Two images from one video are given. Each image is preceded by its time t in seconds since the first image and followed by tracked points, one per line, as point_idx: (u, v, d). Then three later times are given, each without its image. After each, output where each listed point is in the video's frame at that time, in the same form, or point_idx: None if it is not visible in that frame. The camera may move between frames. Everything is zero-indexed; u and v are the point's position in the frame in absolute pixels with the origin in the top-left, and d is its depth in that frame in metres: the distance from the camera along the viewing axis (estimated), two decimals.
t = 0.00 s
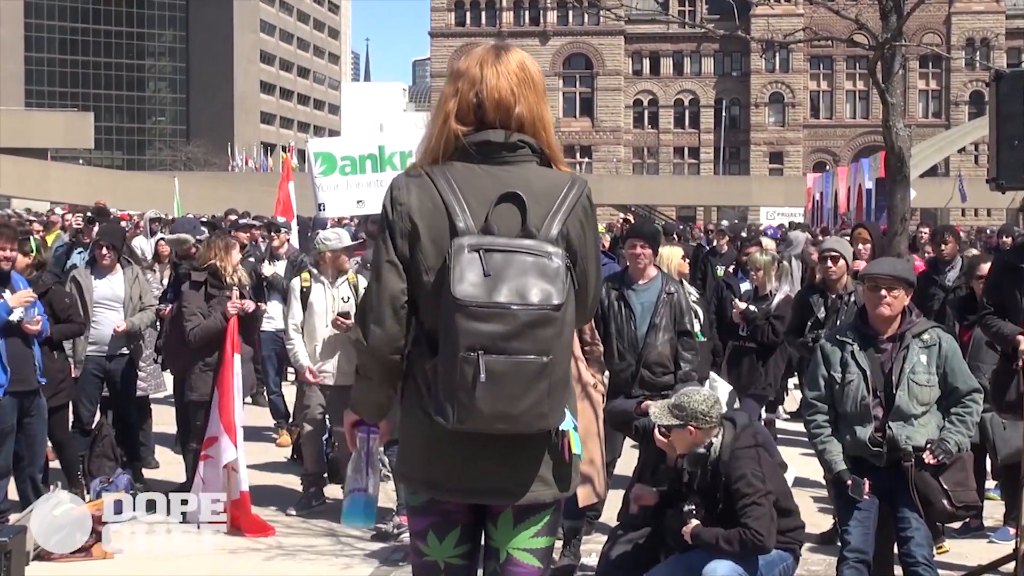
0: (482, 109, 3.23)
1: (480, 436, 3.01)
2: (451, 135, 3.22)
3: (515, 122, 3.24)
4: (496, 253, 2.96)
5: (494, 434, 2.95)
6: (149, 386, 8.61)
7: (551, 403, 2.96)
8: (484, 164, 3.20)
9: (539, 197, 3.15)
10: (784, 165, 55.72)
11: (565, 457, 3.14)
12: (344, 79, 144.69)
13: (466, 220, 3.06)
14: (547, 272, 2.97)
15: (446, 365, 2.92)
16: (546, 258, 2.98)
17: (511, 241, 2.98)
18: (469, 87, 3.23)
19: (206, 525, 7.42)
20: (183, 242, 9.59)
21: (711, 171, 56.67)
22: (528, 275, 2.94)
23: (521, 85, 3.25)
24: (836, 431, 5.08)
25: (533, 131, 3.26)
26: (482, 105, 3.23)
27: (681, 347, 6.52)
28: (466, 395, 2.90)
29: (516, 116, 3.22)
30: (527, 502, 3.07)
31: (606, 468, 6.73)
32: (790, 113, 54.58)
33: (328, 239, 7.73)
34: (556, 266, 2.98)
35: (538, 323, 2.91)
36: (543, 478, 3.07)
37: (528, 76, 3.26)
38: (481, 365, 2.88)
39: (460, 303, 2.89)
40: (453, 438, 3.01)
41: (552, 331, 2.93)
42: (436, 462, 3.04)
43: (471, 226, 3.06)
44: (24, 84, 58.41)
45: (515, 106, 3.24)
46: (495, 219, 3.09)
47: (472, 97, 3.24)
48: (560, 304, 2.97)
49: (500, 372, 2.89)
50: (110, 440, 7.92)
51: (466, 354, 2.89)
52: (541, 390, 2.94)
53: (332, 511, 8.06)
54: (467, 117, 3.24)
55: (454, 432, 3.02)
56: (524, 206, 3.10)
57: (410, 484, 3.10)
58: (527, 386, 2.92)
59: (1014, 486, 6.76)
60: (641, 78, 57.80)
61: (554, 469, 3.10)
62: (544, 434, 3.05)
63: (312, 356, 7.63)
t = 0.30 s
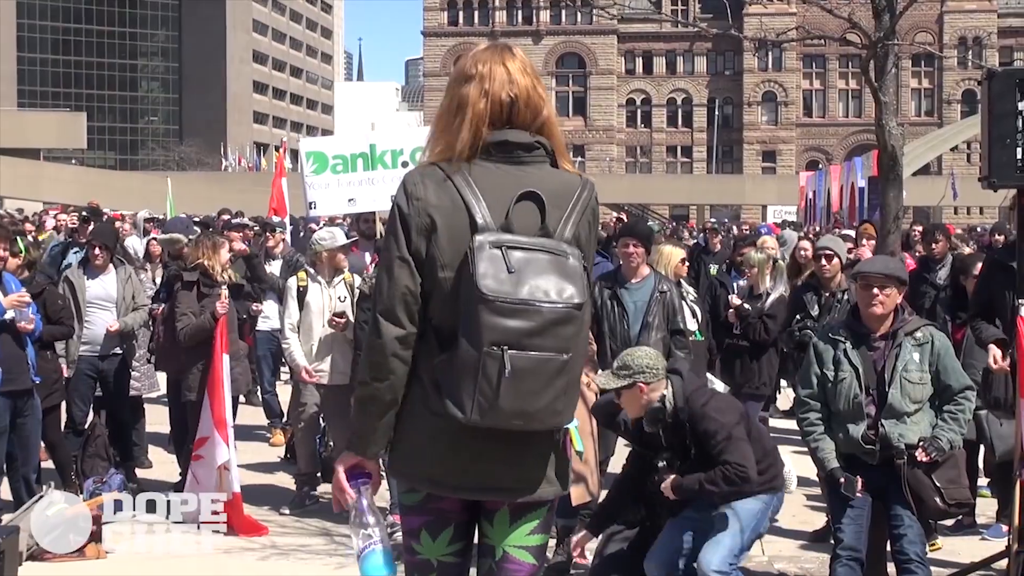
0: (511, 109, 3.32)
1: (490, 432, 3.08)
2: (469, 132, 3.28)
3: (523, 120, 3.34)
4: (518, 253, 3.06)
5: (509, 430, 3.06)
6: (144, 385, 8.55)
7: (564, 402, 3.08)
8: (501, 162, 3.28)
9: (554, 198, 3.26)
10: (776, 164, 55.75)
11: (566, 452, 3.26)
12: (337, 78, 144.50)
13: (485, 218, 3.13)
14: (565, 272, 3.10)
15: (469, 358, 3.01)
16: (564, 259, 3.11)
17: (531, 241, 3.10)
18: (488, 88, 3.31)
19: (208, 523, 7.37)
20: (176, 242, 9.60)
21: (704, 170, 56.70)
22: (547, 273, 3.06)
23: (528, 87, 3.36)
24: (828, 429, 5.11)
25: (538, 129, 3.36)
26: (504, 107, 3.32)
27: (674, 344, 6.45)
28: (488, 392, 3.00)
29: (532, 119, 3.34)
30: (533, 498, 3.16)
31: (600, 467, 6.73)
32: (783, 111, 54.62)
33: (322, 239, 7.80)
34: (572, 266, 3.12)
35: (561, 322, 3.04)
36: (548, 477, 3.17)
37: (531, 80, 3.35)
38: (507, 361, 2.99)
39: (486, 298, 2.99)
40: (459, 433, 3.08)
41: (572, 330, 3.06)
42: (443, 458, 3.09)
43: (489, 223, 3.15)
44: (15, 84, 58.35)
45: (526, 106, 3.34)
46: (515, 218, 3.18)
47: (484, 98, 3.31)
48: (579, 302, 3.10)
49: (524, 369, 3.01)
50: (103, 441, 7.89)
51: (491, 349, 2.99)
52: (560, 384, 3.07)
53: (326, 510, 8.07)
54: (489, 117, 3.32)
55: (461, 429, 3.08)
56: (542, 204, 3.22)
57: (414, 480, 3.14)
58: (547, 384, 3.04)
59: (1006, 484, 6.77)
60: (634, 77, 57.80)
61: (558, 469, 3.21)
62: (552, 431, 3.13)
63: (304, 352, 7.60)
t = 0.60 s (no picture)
0: (491, 107, 3.39)
1: (479, 429, 3.19)
2: (451, 129, 3.34)
3: (501, 119, 3.42)
4: (516, 250, 3.19)
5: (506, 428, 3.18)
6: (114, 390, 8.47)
7: (553, 398, 3.19)
8: (489, 162, 3.36)
9: (540, 199, 3.40)
10: (749, 162, 55.92)
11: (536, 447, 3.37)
12: (310, 80, 144.17)
13: (479, 219, 3.23)
14: (560, 271, 3.24)
15: (475, 355, 3.11)
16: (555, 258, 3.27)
17: (520, 240, 3.21)
18: (467, 86, 3.36)
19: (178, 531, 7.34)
20: (148, 246, 9.58)
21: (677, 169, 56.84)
22: (544, 274, 3.19)
23: (499, 84, 3.42)
24: (801, 426, 5.11)
25: (510, 127, 3.44)
26: (485, 105, 3.39)
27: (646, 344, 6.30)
28: (496, 393, 3.11)
29: (511, 119, 3.43)
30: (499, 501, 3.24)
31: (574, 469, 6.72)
32: (756, 110, 54.81)
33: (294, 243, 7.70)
34: (562, 262, 3.27)
35: (563, 317, 3.18)
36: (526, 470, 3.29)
37: (499, 80, 3.42)
38: (517, 357, 3.10)
39: (493, 295, 3.09)
40: (452, 435, 3.18)
41: (566, 326, 3.19)
42: (434, 457, 3.17)
43: (483, 221, 3.23)
44: None
45: (502, 105, 3.41)
46: (508, 215, 3.30)
47: (458, 95, 3.37)
48: (570, 300, 3.24)
49: (532, 362, 3.14)
50: (76, 446, 7.87)
51: (500, 347, 3.10)
52: (557, 378, 3.20)
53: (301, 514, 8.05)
54: (470, 114, 3.37)
55: (456, 428, 3.18)
56: (530, 205, 3.35)
57: (401, 480, 3.17)
58: (545, 382, 3.17)
59: (979, 480, 6.83)
60: (607, 76, 57.88)
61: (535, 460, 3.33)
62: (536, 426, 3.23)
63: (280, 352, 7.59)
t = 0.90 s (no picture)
0: (462, 100, 3.40)
1: (461, 425, 3.19)
2: (429, 125, 3.35)
3: (476, 119, 3.43)
4: (501, 247, 3.22)
5: (493, 425, 3.20)
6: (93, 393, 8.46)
7: (535, 393, 3.21)
8: (469, 161, 3.39)
9: (520, 195, 3.43)
10: (731, 160, 56.02)
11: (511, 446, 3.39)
12: (293, 80, 144.02)
13: (463, 216, 3.23)
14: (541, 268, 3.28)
15: (466, 350, 3.12)
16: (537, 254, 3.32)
17: (506, 238, 3.24)
18: (444, 80, 3.37)
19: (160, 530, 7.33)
20: (128, 246, 9.59)
21: (660, 166, 56.92)
22: (531, 273, 3.22)
23: (471, 82, 3.43)
24: (783, 424, 5.12)
25: (484, 126, 3.45)
26: (459, 101, 3.39)
27: (631, 342, 6.24)
28: (488, 391, 3.14)
29: (485, 117, 3.43)
30: (470, 498, 3.25)
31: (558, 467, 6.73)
32: (738, 108, 54.94)
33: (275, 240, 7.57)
34: (544, 260, 3.31)
35: (549, 313, 3.22)
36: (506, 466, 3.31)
37: (472, 79, 3.43)
38: (509, 352, 3.13)
39: (483, 290, 3.11)
40: (439, 433, 3.18)
41: (552, 320, 3.23)
42: (416, 455, 3.17)
43: (468, 219, 3.24)
44: None
45: (474, 103, 3.42)
46: (490, 211, 3.33)
47: (433, 91, 3.37)
48: (553, 295, 3.27)
49: (522, 358, 3.16)
50: (59, 447, 7.85)
51: (492, 344, 3.12)
52: (542, 374, 3.23)
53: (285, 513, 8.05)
54: (448, 108, 3.38)
55: (441, 423, 3.18)
56: (511, 203, 3.38)
57: (389, 478, 3.16)
58: (531, 376, 3.20)
59: (961, 475, 6.85)
60: (589, 75, 57.94)
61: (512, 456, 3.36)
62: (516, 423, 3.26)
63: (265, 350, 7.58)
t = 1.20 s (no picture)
0: (434, 76, 3.36)
1: (432, 404, 3.17)
2: (401, 104, 3.32)
3: (448, 98, 3.40)
4: (473, 228, 3.20)
5: (465, 404, 3.20)
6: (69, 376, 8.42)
7: (507, 373, 3.20)
8: (443, 141, 3.37)
9: (491, 177, 3.41)
10: (709, 141, 56.08)
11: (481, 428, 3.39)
12: (268, 62, 143.49)
13: (434, 196, 3.22)
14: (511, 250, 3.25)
15: (440, 330, 3.11)
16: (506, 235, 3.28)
17: (479, 219, 3.23)
18: (417, 59, 3.34)
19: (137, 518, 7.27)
20: (103, 229, 9.55)
21: (638, 147, 57.00)
22: (505, 252, 3.22)
23: (443, 61, 3.40)
24: (759, 403, 5.13)
25: (456, 106, 3.42)
26: (431, 79, 3.36)
27: (609, 323, 6.26)
28: (463, 371, 3.13)
29: (458, 97, 3.41)
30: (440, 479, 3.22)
31: (535, 447, 6.73)
32: (715, 89, 54.98)
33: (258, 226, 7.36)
34: (515, 240, 3.31)
35: (522, 293, 3.21)
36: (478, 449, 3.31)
37: (445, 56, 3.40)
38: (482, 331, 3.13)
39: (456, 270, 3.10)
40: (411, 410, 3.16)
41: (524, 302, 3.22)
42: (385, 436, 3.14)
43: (440, 199, 3.23)
44: None
45: (447, 81, 3.40)
46: (462, 190, 3.31)
47: (404, 68, 3.35)
48: (526, 275, 3.27)
49: (493, 338, 3.15)
50: (34, 431, 7.83)
51: (466, 322, 3.11)
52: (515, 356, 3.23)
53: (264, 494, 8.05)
54: (424, 88, 3.35)
55: (413, 402, 3.16)
56: (483, 182, 3.37)
57: (362, 457, 3.12)
58: (500, 358, 3.18)
59: (937, 453, 6.88)
60: (566, 56, 57.90)
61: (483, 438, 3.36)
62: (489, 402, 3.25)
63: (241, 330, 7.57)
